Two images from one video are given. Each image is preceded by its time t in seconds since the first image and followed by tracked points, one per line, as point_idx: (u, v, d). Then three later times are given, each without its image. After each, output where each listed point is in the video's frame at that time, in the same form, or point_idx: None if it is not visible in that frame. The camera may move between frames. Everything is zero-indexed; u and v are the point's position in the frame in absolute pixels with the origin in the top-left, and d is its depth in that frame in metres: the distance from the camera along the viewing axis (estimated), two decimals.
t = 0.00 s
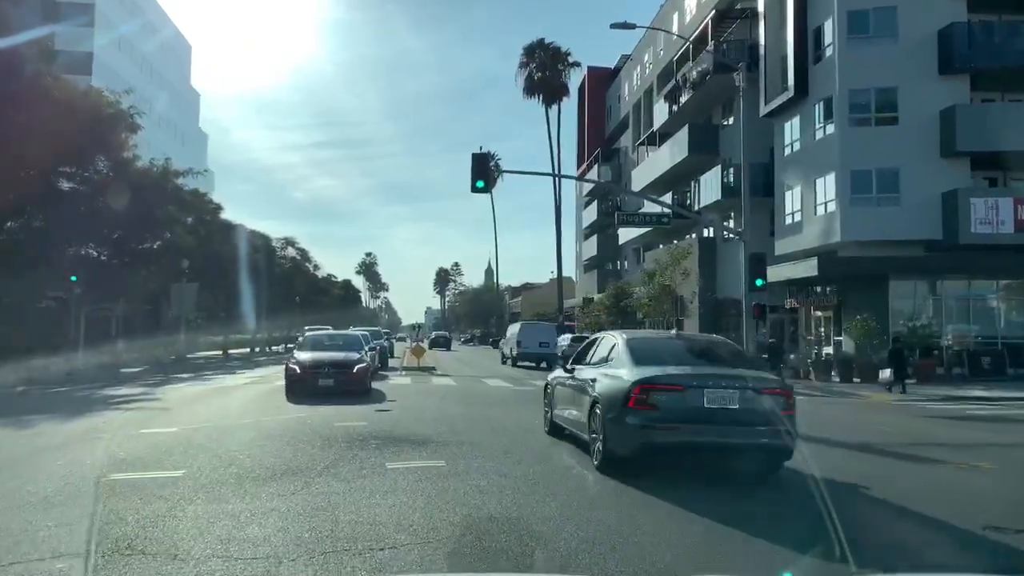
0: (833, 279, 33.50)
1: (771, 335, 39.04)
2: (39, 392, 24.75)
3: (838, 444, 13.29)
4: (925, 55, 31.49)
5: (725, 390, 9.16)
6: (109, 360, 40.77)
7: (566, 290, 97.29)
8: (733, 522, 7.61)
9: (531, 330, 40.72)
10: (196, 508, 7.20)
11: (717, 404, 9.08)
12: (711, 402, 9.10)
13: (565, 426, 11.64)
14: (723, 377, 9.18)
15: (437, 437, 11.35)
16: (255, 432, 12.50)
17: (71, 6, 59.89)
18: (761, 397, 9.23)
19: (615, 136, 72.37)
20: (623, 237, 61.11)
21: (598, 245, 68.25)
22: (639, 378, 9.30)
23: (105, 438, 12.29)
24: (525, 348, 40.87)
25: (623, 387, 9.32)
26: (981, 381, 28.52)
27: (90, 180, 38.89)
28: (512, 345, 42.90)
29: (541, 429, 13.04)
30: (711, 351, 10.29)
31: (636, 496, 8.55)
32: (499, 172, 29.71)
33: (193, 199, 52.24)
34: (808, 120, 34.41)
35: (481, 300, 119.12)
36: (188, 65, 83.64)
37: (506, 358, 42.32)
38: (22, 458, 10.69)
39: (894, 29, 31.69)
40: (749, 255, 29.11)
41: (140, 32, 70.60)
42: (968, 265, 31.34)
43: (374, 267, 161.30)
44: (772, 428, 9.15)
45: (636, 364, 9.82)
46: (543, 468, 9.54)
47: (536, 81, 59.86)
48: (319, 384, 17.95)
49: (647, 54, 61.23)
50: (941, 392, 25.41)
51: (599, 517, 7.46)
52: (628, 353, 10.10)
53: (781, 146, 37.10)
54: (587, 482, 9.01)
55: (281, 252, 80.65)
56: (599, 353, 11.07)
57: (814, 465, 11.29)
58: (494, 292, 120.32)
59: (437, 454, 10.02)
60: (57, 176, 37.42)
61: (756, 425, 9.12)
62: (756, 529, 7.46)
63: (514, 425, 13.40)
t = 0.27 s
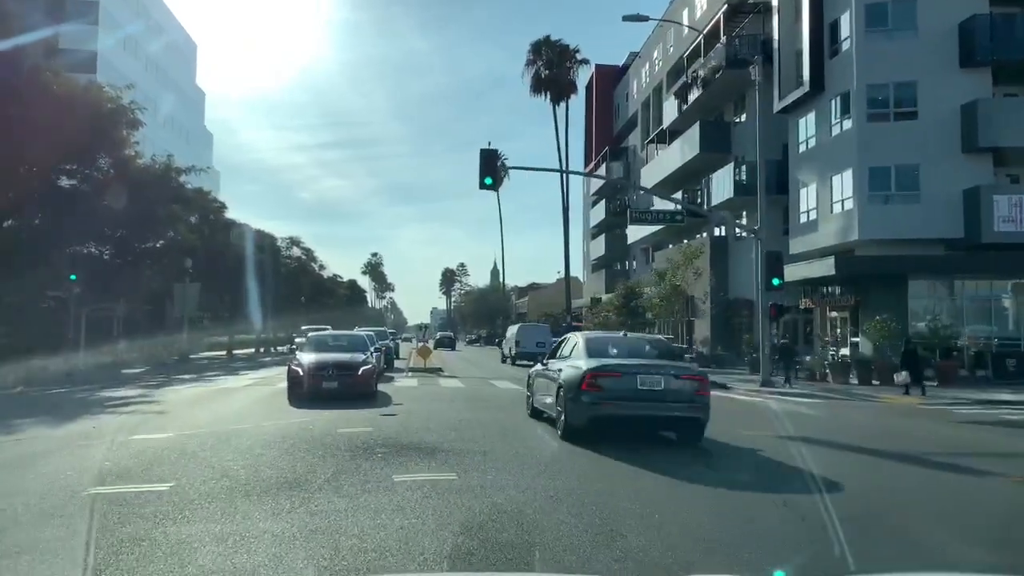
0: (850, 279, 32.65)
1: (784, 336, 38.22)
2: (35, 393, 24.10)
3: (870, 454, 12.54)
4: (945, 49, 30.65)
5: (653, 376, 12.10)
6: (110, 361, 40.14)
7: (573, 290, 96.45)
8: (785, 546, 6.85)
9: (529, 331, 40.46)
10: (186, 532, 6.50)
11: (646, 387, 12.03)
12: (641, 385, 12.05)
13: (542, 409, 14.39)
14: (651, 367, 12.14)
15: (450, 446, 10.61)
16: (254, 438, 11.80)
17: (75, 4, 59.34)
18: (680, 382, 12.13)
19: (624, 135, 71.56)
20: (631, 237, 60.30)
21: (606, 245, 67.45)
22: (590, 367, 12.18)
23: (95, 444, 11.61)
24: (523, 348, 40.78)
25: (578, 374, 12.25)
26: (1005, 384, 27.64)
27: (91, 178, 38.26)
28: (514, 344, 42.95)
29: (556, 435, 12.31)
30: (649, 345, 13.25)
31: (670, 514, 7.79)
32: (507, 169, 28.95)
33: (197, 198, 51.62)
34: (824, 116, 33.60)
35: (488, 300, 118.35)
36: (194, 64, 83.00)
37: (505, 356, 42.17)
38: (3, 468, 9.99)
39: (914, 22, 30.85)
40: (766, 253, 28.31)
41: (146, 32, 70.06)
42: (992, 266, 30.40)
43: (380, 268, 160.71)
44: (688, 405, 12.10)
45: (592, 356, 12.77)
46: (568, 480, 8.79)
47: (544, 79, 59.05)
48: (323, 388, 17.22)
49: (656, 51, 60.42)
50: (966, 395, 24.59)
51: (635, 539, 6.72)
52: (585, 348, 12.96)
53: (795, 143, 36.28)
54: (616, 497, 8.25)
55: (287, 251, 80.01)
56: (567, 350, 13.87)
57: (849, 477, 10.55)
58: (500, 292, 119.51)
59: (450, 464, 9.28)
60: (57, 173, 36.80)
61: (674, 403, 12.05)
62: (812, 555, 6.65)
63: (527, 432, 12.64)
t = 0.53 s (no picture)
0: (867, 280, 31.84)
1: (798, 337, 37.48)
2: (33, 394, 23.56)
3: (902, 461, 11.87)
4: (966, 43, 29.89)
5: (611, 368, 14.72)
6: (113, 361, 39.60)
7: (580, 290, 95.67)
8: (840, 564, 6.23)
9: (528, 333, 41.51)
10: (176, 560, 5.88)
11: (606, 377, 14.64)
12: (602, 376, 14.68)
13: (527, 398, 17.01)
14: (610, 361, 14.77)
15: (463, 454, 9.96)
16: (254, 445, 11.19)
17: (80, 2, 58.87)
18: (633, 373, 14.76)
19: (632, 134, 70.87)
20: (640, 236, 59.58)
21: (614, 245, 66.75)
22: (562, 361, 14.84)
23: (84, 450, 11.02)
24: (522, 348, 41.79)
25: (551, 367, 14.88)
26: None
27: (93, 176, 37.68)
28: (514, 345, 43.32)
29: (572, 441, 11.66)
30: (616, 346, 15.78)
31: (707, 528, 7.13)
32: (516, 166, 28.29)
33: (201, 197, 51.07)
34: (839, 113, 32.88)
35: (494, 301, 117.74)
36: (200, 63, 82.57)
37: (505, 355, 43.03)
38: None
39: (933, 15, 30.09)
40: (781, 253, 27.58)
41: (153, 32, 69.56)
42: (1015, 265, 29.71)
43: (386, 268, 160.15)
44: (639, 392, 14.74)
45: (565, 354, 15.37)
46: (594, 490, 8.13)
47: (552, 77, 58.37)
48: (328, 390, 16.58)
49: (665, 49, 59.70)
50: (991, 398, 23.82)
51: (673, 559, 6.09)
52: (559, 347, 15.63)
53: (810, 140, 35.56)
54: (648, 508, 7.60)
55: (292, 251, 79.48)
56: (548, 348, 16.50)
57: (886, 486, 9.90)
58: (507, 292, 118.85)
59: (464, 474, 8.63)
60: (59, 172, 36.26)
61: (628, 389, 14.71)
62: None
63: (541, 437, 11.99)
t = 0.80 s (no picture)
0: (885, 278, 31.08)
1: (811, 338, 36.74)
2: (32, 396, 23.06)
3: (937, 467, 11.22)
4: (985, 35, 29.19)
5: (584, 363, 18.04)
6: (116, 360, 39.11)
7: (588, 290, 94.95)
8: None
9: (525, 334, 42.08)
10: None
11: (580, 370, 17.97)
12: (576, 369, 17.98)
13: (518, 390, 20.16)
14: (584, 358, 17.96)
15: (475, 462, 9.34)
16: (252, 451, 10.61)
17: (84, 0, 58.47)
18: (601, 366, 18.08)
19: (640, 132, 70.21)
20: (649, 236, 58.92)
21: (622, 244, 66.08)
22: (544, 357, 18.09)
23: (75, 457, 10.48)
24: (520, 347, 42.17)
25: (535, 361, 18.08)
26: None
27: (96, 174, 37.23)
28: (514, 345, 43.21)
29: (588, 446, 11.06)
30: (596, 348, 18.78)
31: (746, 545, 6.53)
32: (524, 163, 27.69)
33: (205, 195, 50.56)
34: (854, 108, 32.19)
35: (501, 301, 117.21)
36: (206, 63, 82.16)
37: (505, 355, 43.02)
38: None
39: (952, 8, 29.39)
40: (797, 252, 26.94)
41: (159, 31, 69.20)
42: None
43: (392, 268, 159.63)
44: (605, 381, 18.01)
45: (547, 351, 18.62)
46: (619, 503, 7.53)
47: (559, 74, 57.73)
48: (333, 393, 16.00)
49: (674, 46, 59.03)
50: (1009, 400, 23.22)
51: None
52: (542, 345, 18.91)
53: (824, 137, 34.87)
54: (680, 523, 6.99)
55: (298, 251, 79.00)
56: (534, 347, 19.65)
57: (924, 495, 9.28)
58: (513, 292, 118.17)
59: (476, 484, 8.05)
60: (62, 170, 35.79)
61: (596, 380, 18.00)
62: None
63: (554, 442, 11.37)
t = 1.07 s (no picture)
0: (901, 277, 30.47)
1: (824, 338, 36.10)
2: (32, 397, 22.61)
3: (970, 475, 10.66)
4: (1004, 29, 28.56)
5: (566, 358, 21.12)
6: (120, 360, 38.72)
7: (596, 290, 94.37)
8: None
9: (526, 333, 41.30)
10: None
11: (563, 363, 21.03)
12: (560, 362, 21.04)
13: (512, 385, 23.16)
14: (569, 354, 20.99)
15: (488, 470, 8.81)
16: (252, 458, 10.10)
17: None
18: (581, 361, 21.16)
19: (649, 130, 69.63)
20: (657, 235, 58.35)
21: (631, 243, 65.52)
22: (533, 352, 21.18)
23: (67, 463, 9.99)
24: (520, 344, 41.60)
25: (526, 356, 21.15)
26: None
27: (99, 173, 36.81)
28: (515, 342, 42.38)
29: (604, 451, 10.53)
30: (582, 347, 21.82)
31: (789, 567, 6.02)
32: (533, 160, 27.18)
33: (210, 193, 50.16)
34: (869, 104, 31.59)
35: (507, 301, 116.68)
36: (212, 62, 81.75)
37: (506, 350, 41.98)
38: None
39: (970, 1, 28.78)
40: (812, 250, 26.36)
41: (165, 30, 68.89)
42: None
43: (398, 268, 159.12)
44: (584, 373, 21.02)
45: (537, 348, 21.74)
46: (647, 517, 7.01)
47: (567, 72, 57.15)
48: (340, 395, 15.50)
49: (683, 43, 58.41)
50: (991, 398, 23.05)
51: None
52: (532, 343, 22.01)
53: (837, 133, 34.26)
54: (714, 540, 6.48)
55: (304, 250, 78.61)
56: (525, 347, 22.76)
57: (962, 507, 8.75)
58: (520, 292, 117.53)
59: (489, 495, 7.56)
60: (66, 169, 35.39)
61: (577, 372, 21.00)
62: None
63: (568, 448, 10.83)
